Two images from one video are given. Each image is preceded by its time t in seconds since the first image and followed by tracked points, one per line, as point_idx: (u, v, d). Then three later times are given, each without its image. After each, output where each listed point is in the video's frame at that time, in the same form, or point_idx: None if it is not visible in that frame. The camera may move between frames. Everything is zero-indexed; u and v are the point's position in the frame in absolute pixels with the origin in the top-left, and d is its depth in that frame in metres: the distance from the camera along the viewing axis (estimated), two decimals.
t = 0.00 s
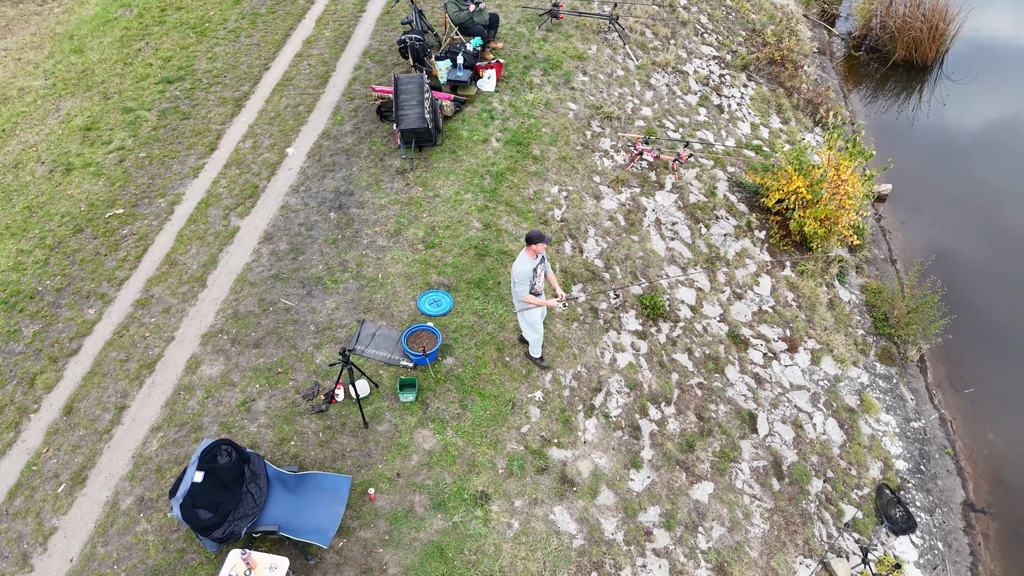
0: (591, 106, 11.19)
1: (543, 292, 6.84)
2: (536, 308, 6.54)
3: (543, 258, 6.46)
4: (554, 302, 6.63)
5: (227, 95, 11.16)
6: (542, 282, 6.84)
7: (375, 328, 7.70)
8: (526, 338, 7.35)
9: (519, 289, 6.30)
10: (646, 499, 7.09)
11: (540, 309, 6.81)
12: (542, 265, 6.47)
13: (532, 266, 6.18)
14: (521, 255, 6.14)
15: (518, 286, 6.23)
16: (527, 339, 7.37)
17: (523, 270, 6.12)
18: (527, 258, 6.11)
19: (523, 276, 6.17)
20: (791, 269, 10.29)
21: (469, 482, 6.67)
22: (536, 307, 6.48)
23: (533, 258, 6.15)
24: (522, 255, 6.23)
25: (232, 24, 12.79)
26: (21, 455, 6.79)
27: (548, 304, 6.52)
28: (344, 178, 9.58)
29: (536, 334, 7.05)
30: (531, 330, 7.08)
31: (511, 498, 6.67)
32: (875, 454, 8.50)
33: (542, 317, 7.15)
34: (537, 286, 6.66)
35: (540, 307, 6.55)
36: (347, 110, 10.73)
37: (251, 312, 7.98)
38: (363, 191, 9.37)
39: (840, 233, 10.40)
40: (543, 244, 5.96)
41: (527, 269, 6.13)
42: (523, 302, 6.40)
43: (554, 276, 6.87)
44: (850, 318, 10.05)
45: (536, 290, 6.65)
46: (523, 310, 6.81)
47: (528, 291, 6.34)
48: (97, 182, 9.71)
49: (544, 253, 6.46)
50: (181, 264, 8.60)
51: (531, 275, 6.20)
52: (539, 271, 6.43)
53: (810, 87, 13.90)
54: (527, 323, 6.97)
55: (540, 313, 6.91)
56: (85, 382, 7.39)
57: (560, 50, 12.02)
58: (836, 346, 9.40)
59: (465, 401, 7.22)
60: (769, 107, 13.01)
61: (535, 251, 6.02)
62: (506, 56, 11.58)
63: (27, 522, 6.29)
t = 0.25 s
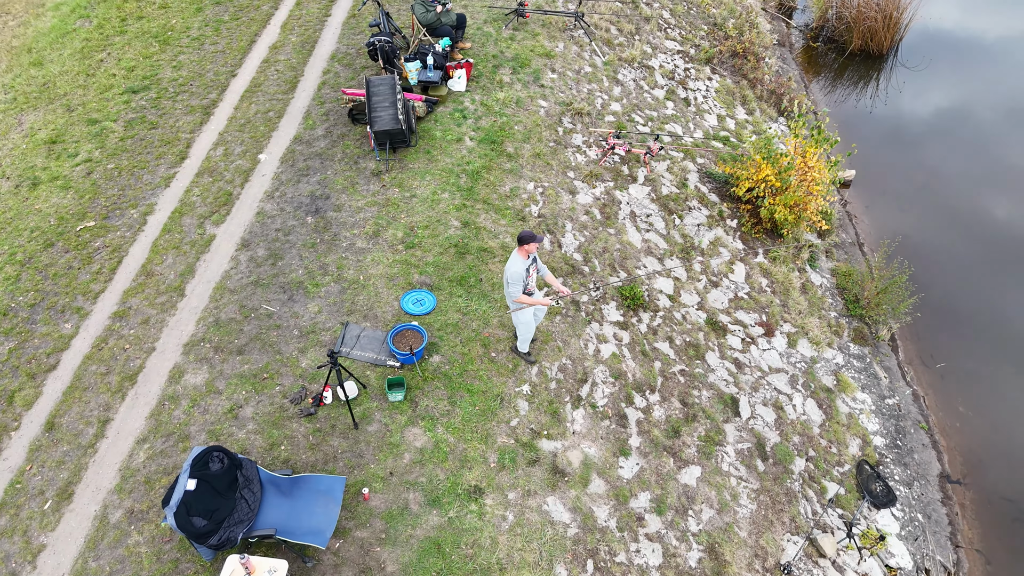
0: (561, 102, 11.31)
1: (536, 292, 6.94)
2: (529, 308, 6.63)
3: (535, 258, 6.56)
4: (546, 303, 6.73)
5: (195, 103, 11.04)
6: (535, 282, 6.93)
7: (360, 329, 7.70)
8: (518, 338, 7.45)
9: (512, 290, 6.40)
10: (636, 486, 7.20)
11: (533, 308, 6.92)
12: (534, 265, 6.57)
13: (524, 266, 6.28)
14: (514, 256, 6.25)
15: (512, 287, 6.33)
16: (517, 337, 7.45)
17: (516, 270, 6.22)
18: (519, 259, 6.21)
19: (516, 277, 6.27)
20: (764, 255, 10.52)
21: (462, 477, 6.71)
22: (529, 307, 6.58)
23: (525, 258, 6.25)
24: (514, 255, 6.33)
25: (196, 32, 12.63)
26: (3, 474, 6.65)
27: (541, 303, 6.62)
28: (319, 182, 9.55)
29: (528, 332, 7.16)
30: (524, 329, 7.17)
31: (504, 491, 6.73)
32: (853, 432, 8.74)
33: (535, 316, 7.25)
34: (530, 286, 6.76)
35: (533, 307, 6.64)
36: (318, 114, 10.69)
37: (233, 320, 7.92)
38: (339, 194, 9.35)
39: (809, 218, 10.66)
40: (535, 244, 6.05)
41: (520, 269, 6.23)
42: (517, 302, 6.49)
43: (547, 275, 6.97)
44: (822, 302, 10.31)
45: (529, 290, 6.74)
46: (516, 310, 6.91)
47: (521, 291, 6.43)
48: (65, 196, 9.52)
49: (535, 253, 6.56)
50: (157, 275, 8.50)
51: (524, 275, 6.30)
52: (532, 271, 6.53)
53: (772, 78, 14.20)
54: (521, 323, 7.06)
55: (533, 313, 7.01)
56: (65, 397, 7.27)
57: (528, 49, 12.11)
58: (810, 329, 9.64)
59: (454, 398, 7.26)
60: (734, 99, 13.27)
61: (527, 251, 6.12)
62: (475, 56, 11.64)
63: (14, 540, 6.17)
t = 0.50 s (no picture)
0: (540, 103, 11.41)
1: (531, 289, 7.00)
2: (523, 305, 6.68)
3: (530, 255, 6.62)
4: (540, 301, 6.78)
5: (173, 111, 10.98)
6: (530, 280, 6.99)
7: (348, 331, 7.71)
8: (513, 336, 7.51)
9: (507, 286, 6.45)
10: (628, 477, 7.29)
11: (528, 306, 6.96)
12: (530, 262, 6.62)
13: (520, 263, 6.34)
14: (510, 252, 6.30)
15: (507, 283, 6.38)
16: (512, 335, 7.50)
17: (512, 266, 6.27)
18: (515, 256, 6.27)
19: (511, 273, 6.33)
20: (744, 248, 10.68)
21: (456, 473, 6.75)
22: (523, 304, 6.63)
23: (521, 255, 6.30)
24: (510, 252, 6.38)
25: (171, 40, 12.53)
26: None
27: (535, 300, 6.67)
28: (302, 186, 9.54)
29: (523, 329, 7.22)
30: (520, 325, 7.23)
31: (498, 486, 6.78)
32: (837, 418, 8.91)
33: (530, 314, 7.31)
34: (525, 283, 6.81)
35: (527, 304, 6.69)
36: (299, 119, 10.69)
37: (220, 326, 7.90)
38: (323, 198, 9.35)
39: (787, 211, 10.86)
40: (531, 240, 6.11)
41: (515, 266, 6.29)
42: (511, 298, 6.54)
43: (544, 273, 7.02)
44: (803, 292, 10.51)
45: (524, 287, 6.80)
46: (512, 307, 6.96)
47: (515, 288, 6.49)
48: (43, 207, 9.39)
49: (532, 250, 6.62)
50: (141, 283, 8.45)
51: (519, 272, 6.35)
52: (528, 268, 6.58)
53: (746, 75, 14.44)
54: (516, 320, 7.11)
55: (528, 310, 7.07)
56: (52, 408, 7.20)
57: (505, 50, 12.20)
58: (792, 319, 9.82)
59: (445, 396, 7.30)
60: (709, 96, 13.46)
61: (524, 248, 6.17)
62: (454, 59, 11.70)
63: (6, 553, 6.11)
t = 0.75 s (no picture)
0: (523, 104, 11.51)
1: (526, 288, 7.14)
2: (516, 301, 6.81)
3: (527, 252, 6.79)
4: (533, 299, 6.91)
5: (156, 118, 10.94)
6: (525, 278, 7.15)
7: (339, 332, 7.72)
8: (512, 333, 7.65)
9: (502, 280, 6.60)
10: (620, 470, 7.37)
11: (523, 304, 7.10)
12: (526, 259, 6.79)
13: (517, 257, 6.50)
14: (507, 246, 6.47)
15: (502, 276, 6.53)
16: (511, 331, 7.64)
17: (508, 260, 6.44)
18: (513, 250, 6.44)
19: (507, 266, 6.48)
20: (728, 244, 10.83)
21: (451, 470, 6.79)
22: (517, 300, 6.75)
23: (518, 249, 6.48)
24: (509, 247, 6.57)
25: (152, 47, 12.45)
26: None
27: (528, 297, 6.79)
28: (288, 190, 9.55)
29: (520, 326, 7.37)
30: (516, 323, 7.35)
31: (493, 481, 6.83)
32: (823, 408, 9.05)
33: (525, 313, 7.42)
34: (521, 281, 6.97)
35: (520, 301, 6.82)
36: (283, 124, 10.71)
37: (210, 330, 7.89)
38: (310, 201, 9.37)
39: (769, 207, 11.03)
40: (528, 234, 6.30)
41: (512, 259, 6.45)
42: (505, 293, 6.67)
43: (540, 273, 7.19)
44: (787, 286, 10.67)
45: (519, 284, 6.95)
46: (508, 304, 7.09)
47: (510, 282, 6.62)
48: (27, 216, 9.29)
49: (530, 247, 6.80)
50: (129, 290, 8.42)
51: (515, 266, 6.51)
52: (524, 264, 6.74)
53: (725, 74, 14.64)
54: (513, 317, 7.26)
55: (524, 308, 7.18)
56: (42, 416, 7.16)
57: (487, 53, 12.29)
58: (777, 312, 9.97)
59: (438, 394, 7.35)
60: (690, 95, 13.63)
61: (521, 242, 6.35)
62: (437, 62, 11.77)
63: None
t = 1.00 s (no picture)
0: (510, 106, 11.59)
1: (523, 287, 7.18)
2: (510, 300, 6.86)
3: (525, 252, 6.83)
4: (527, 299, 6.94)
5: (142, 124, 10.92)
6: (523, 277, 7.19)
7: (332, 333, 7.74)
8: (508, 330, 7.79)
9: (498, 277, 6.66)
10: (614, 464, 7.44)
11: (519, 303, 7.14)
12: (524, 259, 6.83)
13: (514, 256, 6.56)
14: (505, 244, 6.54)
15: (498, 274, 6.59)
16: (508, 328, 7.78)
17: (505, 257, 6.50)
18: (510, 247, 6.51)
19: (503, 264, 6.54)
20: (715, 241, 10.96)
21: (446, 467, 6.83)
22: (511, 299, 6.80)
23: (516, 248, 6.54)
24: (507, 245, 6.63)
25: (136, 54, 12.42)
26: None
27: (522, 298, 6.82)
28: (277, 194, 9.57)
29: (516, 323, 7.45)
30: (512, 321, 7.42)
31: (488, 478, 6.88)
32: (812, 401, 9.18)
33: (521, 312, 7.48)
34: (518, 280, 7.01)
35: (515, 301, 6.86)
36: (270, 129, 10.73)
37: (202, 334, 7.90)
38: (299, 205, 9.39)
39: (754, 204, 11.18)
40: (525, 233, 6.36)
41: (508, 257, 6.52)
42: (500, 291, 6.72)
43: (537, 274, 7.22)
44: (773, 281, 10.80)
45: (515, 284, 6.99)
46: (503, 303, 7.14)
47: (505, 281, 6.67)
48: (14, 223, 9.24)
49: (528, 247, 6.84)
50: (119, 295, 8.40)
51: (512, 265, 6.57)
52: (521, 263, 6.80)
53: (708, 75, 14.81)
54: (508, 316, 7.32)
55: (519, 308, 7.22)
56: (34, 422, 7.13)
57: (473, 56, 12.36)
58: (764, 307, 10.10)
59: (431, 392, 7.39)
60: (674, 96, 13.78)
61: (518, 240, 6.41)
62: (423, 65, 11.82)
63: None
